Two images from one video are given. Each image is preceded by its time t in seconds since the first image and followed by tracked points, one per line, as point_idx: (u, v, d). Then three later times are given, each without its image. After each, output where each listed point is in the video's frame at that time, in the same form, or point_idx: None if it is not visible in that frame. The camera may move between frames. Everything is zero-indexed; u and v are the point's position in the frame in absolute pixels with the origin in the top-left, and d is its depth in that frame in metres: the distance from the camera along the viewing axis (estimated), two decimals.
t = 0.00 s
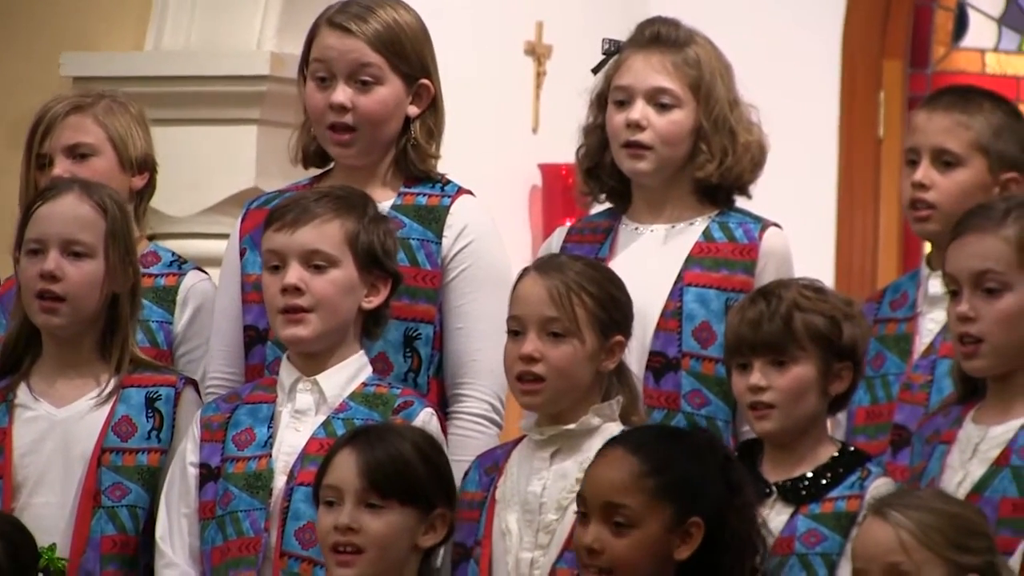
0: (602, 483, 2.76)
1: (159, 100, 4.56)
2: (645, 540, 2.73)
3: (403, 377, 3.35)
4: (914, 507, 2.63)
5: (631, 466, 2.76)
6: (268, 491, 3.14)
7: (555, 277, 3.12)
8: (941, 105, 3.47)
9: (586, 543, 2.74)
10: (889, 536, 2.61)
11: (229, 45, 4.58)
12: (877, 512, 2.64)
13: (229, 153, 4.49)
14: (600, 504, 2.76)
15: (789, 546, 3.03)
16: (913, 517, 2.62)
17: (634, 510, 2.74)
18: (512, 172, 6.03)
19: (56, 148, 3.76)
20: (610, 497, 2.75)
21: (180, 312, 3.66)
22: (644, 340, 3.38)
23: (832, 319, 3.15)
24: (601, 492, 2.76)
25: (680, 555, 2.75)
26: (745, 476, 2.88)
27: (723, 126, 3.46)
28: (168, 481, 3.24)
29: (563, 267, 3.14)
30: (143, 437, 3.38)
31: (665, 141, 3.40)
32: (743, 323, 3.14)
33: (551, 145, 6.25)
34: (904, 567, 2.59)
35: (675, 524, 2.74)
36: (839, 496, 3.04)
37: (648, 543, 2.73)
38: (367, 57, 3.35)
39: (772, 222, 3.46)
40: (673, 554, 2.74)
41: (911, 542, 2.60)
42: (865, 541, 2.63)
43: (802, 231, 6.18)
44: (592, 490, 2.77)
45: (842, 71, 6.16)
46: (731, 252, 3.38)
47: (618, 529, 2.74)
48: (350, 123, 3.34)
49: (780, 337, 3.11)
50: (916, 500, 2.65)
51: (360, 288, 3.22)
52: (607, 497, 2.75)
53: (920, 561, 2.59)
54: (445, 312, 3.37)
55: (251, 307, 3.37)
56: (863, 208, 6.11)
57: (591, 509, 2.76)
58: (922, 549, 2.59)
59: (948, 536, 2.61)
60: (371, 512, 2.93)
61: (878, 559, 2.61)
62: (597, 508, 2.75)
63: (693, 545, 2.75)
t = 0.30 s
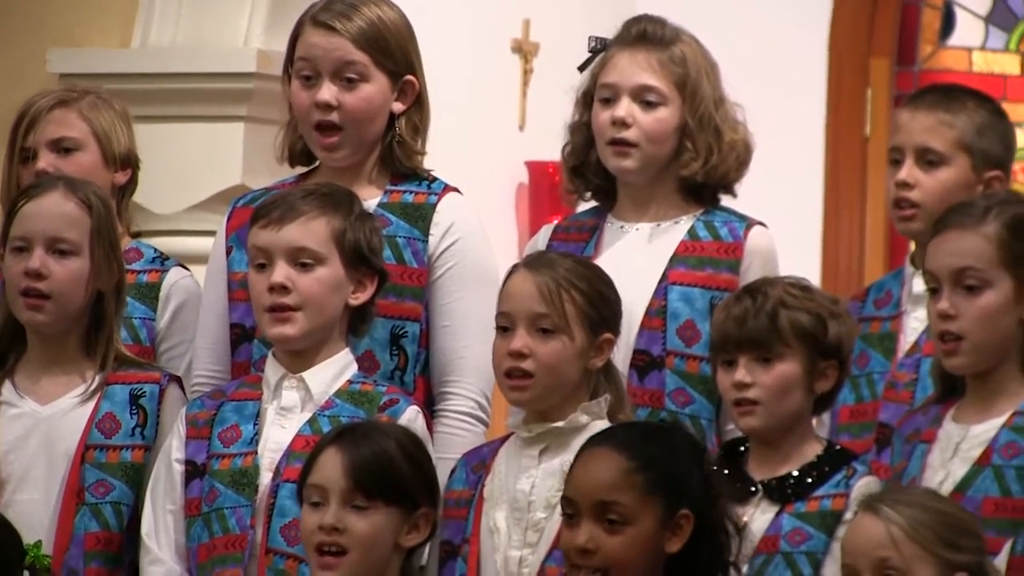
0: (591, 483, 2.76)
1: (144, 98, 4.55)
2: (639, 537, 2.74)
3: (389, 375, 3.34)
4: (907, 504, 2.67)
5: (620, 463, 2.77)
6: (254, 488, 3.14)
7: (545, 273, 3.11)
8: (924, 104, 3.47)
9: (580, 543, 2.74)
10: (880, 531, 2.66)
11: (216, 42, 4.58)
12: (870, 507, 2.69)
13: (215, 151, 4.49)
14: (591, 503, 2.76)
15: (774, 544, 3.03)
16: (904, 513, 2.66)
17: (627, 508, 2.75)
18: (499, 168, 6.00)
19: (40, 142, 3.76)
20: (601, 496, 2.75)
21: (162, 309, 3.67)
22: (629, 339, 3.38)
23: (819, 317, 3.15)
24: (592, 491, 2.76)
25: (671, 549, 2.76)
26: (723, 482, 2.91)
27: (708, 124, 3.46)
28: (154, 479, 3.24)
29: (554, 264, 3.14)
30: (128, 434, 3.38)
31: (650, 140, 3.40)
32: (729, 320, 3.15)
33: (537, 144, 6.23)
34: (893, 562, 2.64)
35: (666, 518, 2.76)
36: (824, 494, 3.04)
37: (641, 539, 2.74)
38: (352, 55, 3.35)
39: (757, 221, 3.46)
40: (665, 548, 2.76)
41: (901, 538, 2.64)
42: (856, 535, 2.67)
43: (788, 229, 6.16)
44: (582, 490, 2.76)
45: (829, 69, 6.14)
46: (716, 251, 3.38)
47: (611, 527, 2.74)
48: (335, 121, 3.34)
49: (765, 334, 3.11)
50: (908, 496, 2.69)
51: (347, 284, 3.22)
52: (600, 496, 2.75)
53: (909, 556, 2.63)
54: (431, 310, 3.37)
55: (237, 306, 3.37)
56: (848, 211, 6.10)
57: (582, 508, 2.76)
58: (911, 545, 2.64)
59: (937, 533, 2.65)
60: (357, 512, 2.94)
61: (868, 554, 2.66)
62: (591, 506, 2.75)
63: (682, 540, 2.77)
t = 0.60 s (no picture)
0: (573, 478, 2.82)
1: (126, 94, 4.56)
2: (626, 528, 2.80)
3: (372, 372, 3.34)
4: (894, 502, 2.72)
5: (600, 456, 2.83)
6: (235, 485, 3.15)
7: (530, 267, 3.12)
8: (909, 102, 3.48)
9: (570, 537, 2.79)
10: (867, 529, 2.70)
11: (198, 39, 4.58)
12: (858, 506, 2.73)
13: (197, 148, 4.49)
14: (578, 498, 2.81)
15: (756, 542, 3.04)
16: (891, 511, 2.70)
17: (614, 500, 2.81)
18: (481, 165, 6.01)
19: (20, 138, 3.76)
20: (586, 490, 2.81)
21: (141, 306, 3.67)
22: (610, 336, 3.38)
23: (804, 313, 3.15)
24: (577, 485, 2.81)
25: (656, 537, 2.83)
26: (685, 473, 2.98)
27: (689, 121, 3.47)
28: (136, 476, 3.25)
29: (538, 258, 3.14)
30: (109, 430, 3.37)
31: (632, 137, 3.40)
32: (714, 315, 3.15)
33: (517, 143, 6.24)
34: (880, 560, 2.68)
35: (649, 506, 2.83)
36: (806, 492, 3.05)
37: (628, 530, 2.80)
38: (333, 50, 3.35)
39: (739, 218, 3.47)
40: (650, 536, 2.83)
41: (888, 536, 2.68)
42: (844, 535, 2.72)
43: (770, 228, 6.13)
44: (565, 486, 2.82)
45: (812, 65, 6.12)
46: (697, 248, 3.38)
47: (599, 520, 2.80)
48: (316, 116, 3.34)
49: (750, 329, 3.11)
50: (893, 494, 2.74)
51: (329, 280, 3.23)
52: (585, 490, 2.81)
53: (897, 554, 2.68)
54: (413, 307, 3.37)
55: (219, 303, 3.37)
56: (831, 204, 6.07)
57: (568, 503, 2.81)
58: (898, 542, 2.68)
59: (923, 530, 2.69)
60: (339, 507, 2.94)
61: (855, 552, 2.70)
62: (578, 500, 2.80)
63: (666, 530, 2.84)
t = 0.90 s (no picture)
0: (556, 464, 2.85)
1: (107, 90, 4.55)
2: (608, 510, 2.84)
3: (356, 368, 3.34)
4: (879, 499, 2.73)
5: (580, 442, 2.87)
6: (218, 480, 3.14)
7: (510, 263, 3.12)
8: (895, 98, 3.49)
9: (555, 519, 2.83)
10: (853, 526, 2.71)
11: (181, 34, 4.57)
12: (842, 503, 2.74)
13: (181, 144, 4.49)
14: (560, 481, 2.85)
15: (739, 538, 3.04)
16: (876, 508, 2.71)
17: (596, 482, 2.85)
18: (466, 160, 5.99)
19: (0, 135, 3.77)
20: (569, 473, 2.85)
21: (124, 300, 3.67)
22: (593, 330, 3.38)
23: (788, 310, 3.15)
24: (559, 469, 2.85)
25: (637, 523, 2.88)
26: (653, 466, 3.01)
27: (672, 118, 3.47)
28: (119, 473, 3.23)
29: (518, 254, 3.14)
30: (95, 426, 3.38)
31: (615, 135, 3.41)
32: (697, 313, 3.15)
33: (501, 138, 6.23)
34: (868, 558, 2.69)
35: (629, 491, 2.87)
36: (789, 488, 3.05)
37: (611, 512, 2.85)
38: (315, 48, 3.34)
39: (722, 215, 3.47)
40: (631, 521, 2.87)
41: (874, 533, 2.69)
42: (830, 530, 2.73)
43: (754, 222, 6.14)
44: (547, 473, 2.85)
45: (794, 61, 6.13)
46: (680, 244, 3.38)
47: (581, 503, 2.84)
48: (299, 113, 3.34)
49: (732, 326, 3.12)
50: (877, 491, 2.75)
51: (307, 283, 3.22)
52: (567, 473, 2.85)
53: (883, 551, 2.69)
54: (397, 303, 3.36)
55: (203, 299, 3.37)
56: (815, 204, 6.07)
57: (550, 487, 2.85)
58: (884, 539, 2.69)
59: (909, 526, 2.70)
60: (322, 501, 2.94)
61: (842, 549, 2.71)
62: (561, 482, 2.84)
63: (647, 515, 2.89)
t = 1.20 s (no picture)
0: (538, 451, 2.81)
1: (98, 86, 4.55)
2: (592, 493, 2.78)
3: (344, 364, 3.34)
4: (869, 496, 2.73)
5: (563, 432, 2.83)
6: (209, 475, 3.14)
7: (493, 260, 3.12)
8: (886, 95, 3.48)
9: (537, 502, 2.77)
10: (843, 522, 2.71)
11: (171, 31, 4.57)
12: (833, 499, 2.74)
13: (171, 140, 4.49)
14: (544, 465, 2.79)
15: (727, 536, 3.04)
16: (866, 505, 2.71)
17: (579, 466, 2.79)
18: (454, 158, 5.98)
19: None
20: (552, 457, 2.79)
21: (114, 297, 3.67)
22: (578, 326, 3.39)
23: (777, 307, 3.16)
24: (543, 454, 2.80)
25: (625, 514, 2.80)
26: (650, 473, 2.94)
27: (658, 112, 3.47)
28: (110, 464, 3.23)
29: (501, 251, 3.14)
30: (86, 421, 3.37)
31: (600, 129, 3.41)
32: (687, 308, 3.15)
33: (491, 136, 6.20)
34: (858, 554, 2.69)
35: (617, 479, 2.81)
36: (778, 486, 3.05)
37: (594, 496, 2.78)
38: (301, 39, 3.36)
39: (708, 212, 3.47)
40: (618, 511, 2.80)
41: (865, 529, 2.69)
42: (820, 527, 2.73)
43: (740, 223, 6.10)
44: (531, 460, 2.80)
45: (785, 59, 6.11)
46: (666, 242, 3.39)
47: (564, 486, 2.78)
48: (285, 105, 3.34)
49: (722, 321, 3.12)
50: (867, 488, 2.75)
51: (300, 279, 3.23)
52: (551, 457, 2.79)
53: (873, 548, 2.69)
54: (385, 299, 3.37)
55: (191, 296, 3.36)
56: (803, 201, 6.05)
57: (533, 471, 2.79)
58: (873, 536, 2.69)
59: (899, 522, 2.70)
60: (310, 494, 2.94)
61: (831, 546, 2.71)
62: (542, 466, 2.79)
63: (637, 506, 2.81)
